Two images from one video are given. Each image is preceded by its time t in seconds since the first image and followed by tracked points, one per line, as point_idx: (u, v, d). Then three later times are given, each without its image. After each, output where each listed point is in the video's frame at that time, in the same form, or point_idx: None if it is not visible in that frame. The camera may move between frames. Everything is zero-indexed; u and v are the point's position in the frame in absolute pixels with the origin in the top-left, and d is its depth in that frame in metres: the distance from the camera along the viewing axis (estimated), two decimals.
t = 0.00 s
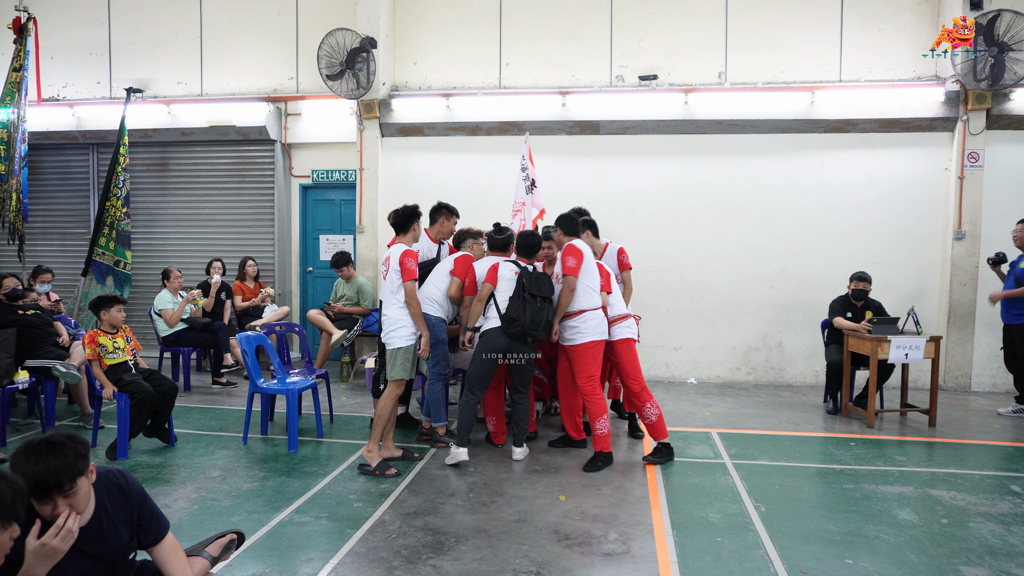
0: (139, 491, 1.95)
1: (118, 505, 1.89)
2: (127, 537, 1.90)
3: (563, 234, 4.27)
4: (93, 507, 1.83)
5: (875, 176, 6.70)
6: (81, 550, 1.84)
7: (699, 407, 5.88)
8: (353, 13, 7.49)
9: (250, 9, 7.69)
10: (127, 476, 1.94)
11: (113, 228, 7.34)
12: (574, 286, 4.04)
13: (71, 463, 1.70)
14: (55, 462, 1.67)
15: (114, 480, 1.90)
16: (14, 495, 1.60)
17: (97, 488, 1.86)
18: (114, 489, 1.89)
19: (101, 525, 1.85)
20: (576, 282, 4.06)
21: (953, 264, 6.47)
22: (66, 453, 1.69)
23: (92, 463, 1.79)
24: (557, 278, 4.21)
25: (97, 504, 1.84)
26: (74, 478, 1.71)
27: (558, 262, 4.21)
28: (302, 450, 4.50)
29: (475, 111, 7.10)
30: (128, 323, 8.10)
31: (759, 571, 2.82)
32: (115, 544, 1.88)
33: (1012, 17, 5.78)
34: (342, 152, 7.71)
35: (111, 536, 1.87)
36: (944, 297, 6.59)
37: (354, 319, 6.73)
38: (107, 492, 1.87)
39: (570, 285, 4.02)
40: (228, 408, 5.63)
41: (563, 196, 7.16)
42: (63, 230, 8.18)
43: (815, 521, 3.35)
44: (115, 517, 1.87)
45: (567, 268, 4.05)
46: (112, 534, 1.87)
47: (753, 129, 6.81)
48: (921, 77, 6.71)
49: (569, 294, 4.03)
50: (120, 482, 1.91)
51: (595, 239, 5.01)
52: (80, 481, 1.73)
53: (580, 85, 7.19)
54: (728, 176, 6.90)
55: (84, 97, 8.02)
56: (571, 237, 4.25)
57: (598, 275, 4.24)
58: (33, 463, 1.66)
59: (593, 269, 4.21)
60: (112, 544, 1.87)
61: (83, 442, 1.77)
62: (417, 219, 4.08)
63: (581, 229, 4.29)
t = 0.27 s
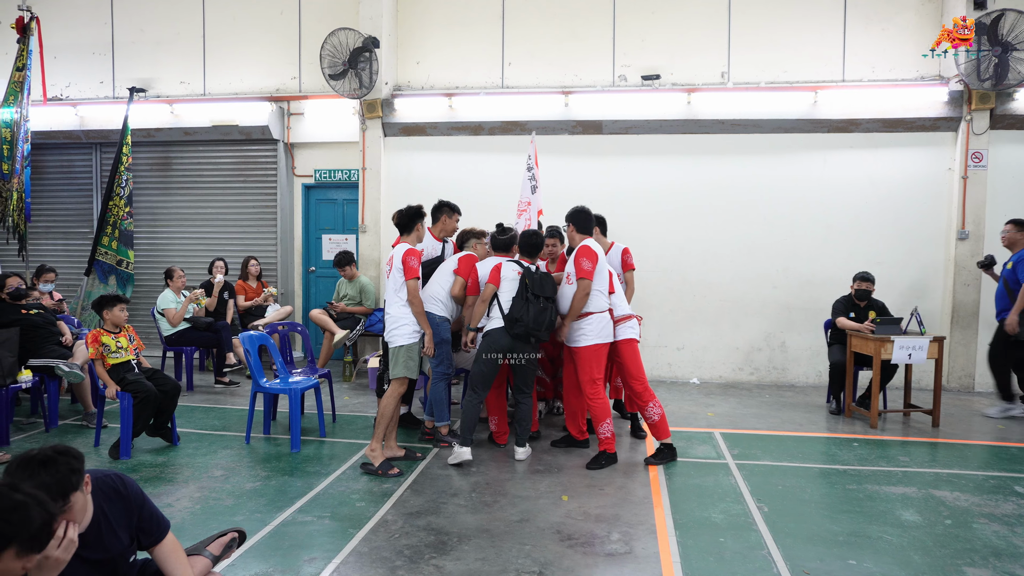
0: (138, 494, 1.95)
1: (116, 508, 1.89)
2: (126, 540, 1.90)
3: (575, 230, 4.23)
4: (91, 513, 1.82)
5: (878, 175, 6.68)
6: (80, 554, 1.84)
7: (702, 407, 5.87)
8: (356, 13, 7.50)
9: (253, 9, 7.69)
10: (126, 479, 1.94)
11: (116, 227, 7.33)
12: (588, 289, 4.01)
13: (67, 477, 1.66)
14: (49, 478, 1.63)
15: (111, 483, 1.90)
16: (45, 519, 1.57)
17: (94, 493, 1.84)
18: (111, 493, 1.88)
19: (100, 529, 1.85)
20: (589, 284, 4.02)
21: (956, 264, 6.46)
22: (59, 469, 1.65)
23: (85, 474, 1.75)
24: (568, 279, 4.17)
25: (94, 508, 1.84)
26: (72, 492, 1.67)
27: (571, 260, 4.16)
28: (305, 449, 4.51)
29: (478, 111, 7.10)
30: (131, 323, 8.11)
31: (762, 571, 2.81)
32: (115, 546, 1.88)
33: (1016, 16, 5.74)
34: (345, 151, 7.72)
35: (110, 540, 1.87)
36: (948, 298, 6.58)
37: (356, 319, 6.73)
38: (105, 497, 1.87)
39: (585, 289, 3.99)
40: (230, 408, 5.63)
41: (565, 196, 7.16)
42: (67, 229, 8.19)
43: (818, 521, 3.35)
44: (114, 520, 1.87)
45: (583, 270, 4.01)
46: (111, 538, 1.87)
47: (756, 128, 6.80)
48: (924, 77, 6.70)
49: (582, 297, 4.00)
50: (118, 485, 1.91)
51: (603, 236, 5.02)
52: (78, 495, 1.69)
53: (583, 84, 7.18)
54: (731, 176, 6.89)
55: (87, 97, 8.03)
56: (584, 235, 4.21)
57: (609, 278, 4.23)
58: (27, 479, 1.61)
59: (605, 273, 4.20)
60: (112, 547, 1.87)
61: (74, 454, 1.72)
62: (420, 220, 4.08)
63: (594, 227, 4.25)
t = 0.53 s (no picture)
0: (138, 495, 1.95)
1: (116, 509, 1.89)
2: (127, 541, 1.90)
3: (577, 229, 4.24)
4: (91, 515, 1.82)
5: (881, 175, 6.67)
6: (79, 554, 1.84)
7: (704, 407, 5.86)
8: (358, 13, 7.49)
9: (255, 9, 7.69)
10: (124, 479, 1.94)
11: (118, 227, 7.33)
12: (590, 286, 4.02)
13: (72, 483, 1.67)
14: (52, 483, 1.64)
15: (110, 484, 1.90)
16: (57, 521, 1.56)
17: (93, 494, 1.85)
18: (112, 494, 1.88)
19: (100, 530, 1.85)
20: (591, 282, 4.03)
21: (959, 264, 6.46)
22: (60, 477, 1.65)
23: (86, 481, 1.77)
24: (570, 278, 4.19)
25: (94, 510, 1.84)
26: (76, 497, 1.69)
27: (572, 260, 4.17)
28: (307, 449, 4.51)
29: (479, 111, 7.10)
30: (134, 322, 8.12)
31: (765, 571, 2.81)
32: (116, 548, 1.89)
33: (1019, 15, 5.72)
34: (346, 151, 7.72)
35: (110, 541, 1.87)
36: (950, 297, 6.57)
37: (358, 318, 6.74)
38: (104, 501, 1.87)
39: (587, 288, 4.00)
40: (232, 407, 5.63)
41: (567, 195, 7.15)
42: (69, 229, 8.21)
43: (821, 521, 3.34)
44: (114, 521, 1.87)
45: (583, 269, 4.01)
46: (111, 539, 1.87)
47: (758, 128, 6.79)
48: (927, 76, 6.68)
49: (587, 294, 4.01)
50: (118, 486, 1.91)
51: (604, 235, 5.01)
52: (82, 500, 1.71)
53: (584, 84, 7.17)
54: (733, 176, 6.88)
55: (89, 96, 8.03)
56: (585, 234, 4.22)
57: (611, 277, 4.22)
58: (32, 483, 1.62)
59: (607, 271, 4.19)
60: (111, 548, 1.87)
61: (74, 461, 1.72)
62: (423, 219, 4.06)
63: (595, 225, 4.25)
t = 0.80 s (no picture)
0: (139, 494, 1.94)
1: (118, 508, 1.89)
2: (128, 540, 1.90)
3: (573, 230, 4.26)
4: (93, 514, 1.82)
5: (883, 174, 6.65)
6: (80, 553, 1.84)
7: (706, 407, 5.85)
8: (359, 13, 7.49)
9: (256, 8, 7.69)
10: (125, 479, 1.93)
11: (119, 227, 7.34)
12: (589, 280, 4.02)
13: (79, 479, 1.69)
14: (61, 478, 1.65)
15: (113, 483, 1.90)
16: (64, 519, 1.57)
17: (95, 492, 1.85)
18: (114, 493, 1.89)
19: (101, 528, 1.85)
20: (590, 277, 4.03)
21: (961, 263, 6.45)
22: (71, 473, 1.66)
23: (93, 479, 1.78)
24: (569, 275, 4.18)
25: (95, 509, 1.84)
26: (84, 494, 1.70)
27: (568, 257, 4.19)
28: (307, 449, 4.51)
29: (481, 111, 7.10)
30: (135, 322, 8.12)
31: (766, 572, 2.80)
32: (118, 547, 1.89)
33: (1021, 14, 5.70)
34: (347, 151, 7.72)
35: (111, 540, 1.87)
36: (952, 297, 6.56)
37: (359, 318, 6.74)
38: (107, 499, 1.87)
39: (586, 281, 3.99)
40: (233, 407, 5.63)
41: (568, 195, 7.14)
42: (70, 229, 8.21)
43: (823, 522, 3.33)
44: (116, 521, 1.87)
45: (581, 263, 4.02)
46: (112, 538, 1.87)
47: (760, 127, 6.78)
48: (929, 76, 6.66)
49: (586, 288, 4.00)
50: (120, 485, 1.90)
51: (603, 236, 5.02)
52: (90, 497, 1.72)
53: (586, 83, 7.17)
54: (735, 175, 6.87)
55: (91, 96, 8.04)
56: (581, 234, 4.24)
57: (607, 275, 4.23)
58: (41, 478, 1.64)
59: (603, 269, 4.19)
60: (113, 547, 1.87)
61: (82, 458, 1.74)
62: (423, 219, 4.06)
63: (592, 225, 4.28)
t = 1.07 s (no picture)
0: (143, 493, 1.95)
1: (122, 507, 1.89)
2: (131, 539, 1.90)
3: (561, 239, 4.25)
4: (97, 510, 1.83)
5: (884, 174, 6.64)
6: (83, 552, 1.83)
7: (707, 407, 5.85)
8: (360, 13, 7.49)
9: (257, 8, 7.69)
10: (131, 478, 1.94)
11: (120, 227, 7.33)
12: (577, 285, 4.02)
13: (82, 472, 1.70)
14: (68, 468, 1.67)
15: (119, 482, 1.90)
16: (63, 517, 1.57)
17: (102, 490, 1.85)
18: (119, 492, 1.89)
19: (105, 527, 1.85)
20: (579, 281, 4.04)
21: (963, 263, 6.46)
22: (80, 461, 1.69)
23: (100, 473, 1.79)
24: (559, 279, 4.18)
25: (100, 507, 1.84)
26: (87, 487, 1.71)
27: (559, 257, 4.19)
28: (308, 449, 4.50)
29: (482, 111, 7.09)
30: (136, 322, 8.12)
31: (767, 573, 2.79)
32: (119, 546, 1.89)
33: None
34: (348, 151, 7.71)
35: (115, 539, 1.87)
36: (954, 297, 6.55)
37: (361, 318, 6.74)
38: (112, 494, 1.88)
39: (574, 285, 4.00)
40: (234, 408, 5.63)
41: (569, 195, 7.14)
42: (71, 229, 8.22)
43: (824, 523, 3.33)
44: (119, 519, 1.87)
45: (567, 268, 4.05)
46: (116, 536, 1.87)
47: (762, 127, 6.78)
48: (931, 76, 6.65)
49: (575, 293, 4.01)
50: (125, 483, 1.91)
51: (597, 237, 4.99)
52: (93, 490, 1.73)
53: (587, 83, 7.16)
54: (736, 176, 6.86)
55: (92, 96, 8.04)
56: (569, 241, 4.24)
57: (601, 275, 4.23)
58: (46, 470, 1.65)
59: (594, 270, 4.19)
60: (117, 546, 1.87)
61: (92, 449, 1.76)
62: (424, 219, 4.05)
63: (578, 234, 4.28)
